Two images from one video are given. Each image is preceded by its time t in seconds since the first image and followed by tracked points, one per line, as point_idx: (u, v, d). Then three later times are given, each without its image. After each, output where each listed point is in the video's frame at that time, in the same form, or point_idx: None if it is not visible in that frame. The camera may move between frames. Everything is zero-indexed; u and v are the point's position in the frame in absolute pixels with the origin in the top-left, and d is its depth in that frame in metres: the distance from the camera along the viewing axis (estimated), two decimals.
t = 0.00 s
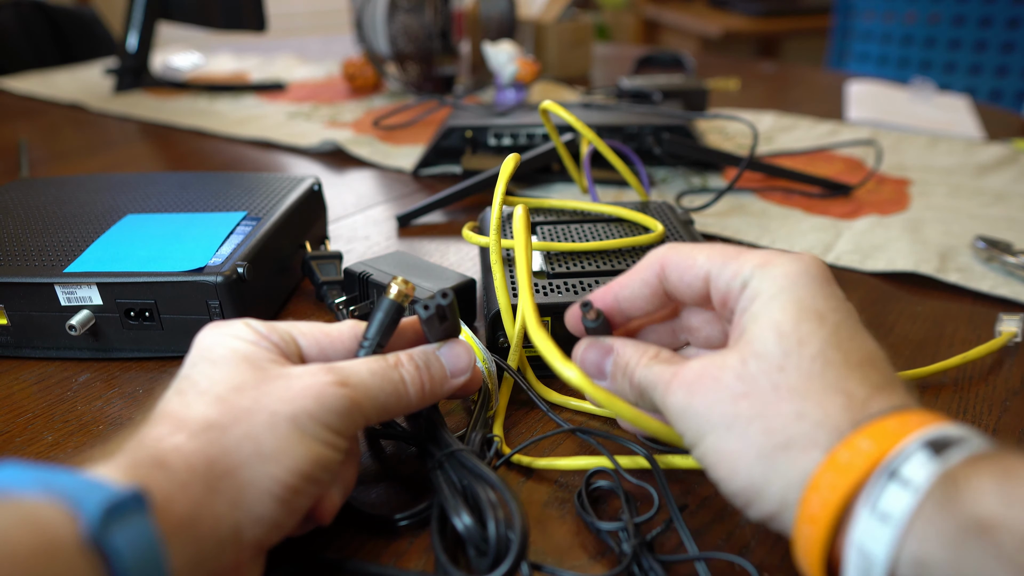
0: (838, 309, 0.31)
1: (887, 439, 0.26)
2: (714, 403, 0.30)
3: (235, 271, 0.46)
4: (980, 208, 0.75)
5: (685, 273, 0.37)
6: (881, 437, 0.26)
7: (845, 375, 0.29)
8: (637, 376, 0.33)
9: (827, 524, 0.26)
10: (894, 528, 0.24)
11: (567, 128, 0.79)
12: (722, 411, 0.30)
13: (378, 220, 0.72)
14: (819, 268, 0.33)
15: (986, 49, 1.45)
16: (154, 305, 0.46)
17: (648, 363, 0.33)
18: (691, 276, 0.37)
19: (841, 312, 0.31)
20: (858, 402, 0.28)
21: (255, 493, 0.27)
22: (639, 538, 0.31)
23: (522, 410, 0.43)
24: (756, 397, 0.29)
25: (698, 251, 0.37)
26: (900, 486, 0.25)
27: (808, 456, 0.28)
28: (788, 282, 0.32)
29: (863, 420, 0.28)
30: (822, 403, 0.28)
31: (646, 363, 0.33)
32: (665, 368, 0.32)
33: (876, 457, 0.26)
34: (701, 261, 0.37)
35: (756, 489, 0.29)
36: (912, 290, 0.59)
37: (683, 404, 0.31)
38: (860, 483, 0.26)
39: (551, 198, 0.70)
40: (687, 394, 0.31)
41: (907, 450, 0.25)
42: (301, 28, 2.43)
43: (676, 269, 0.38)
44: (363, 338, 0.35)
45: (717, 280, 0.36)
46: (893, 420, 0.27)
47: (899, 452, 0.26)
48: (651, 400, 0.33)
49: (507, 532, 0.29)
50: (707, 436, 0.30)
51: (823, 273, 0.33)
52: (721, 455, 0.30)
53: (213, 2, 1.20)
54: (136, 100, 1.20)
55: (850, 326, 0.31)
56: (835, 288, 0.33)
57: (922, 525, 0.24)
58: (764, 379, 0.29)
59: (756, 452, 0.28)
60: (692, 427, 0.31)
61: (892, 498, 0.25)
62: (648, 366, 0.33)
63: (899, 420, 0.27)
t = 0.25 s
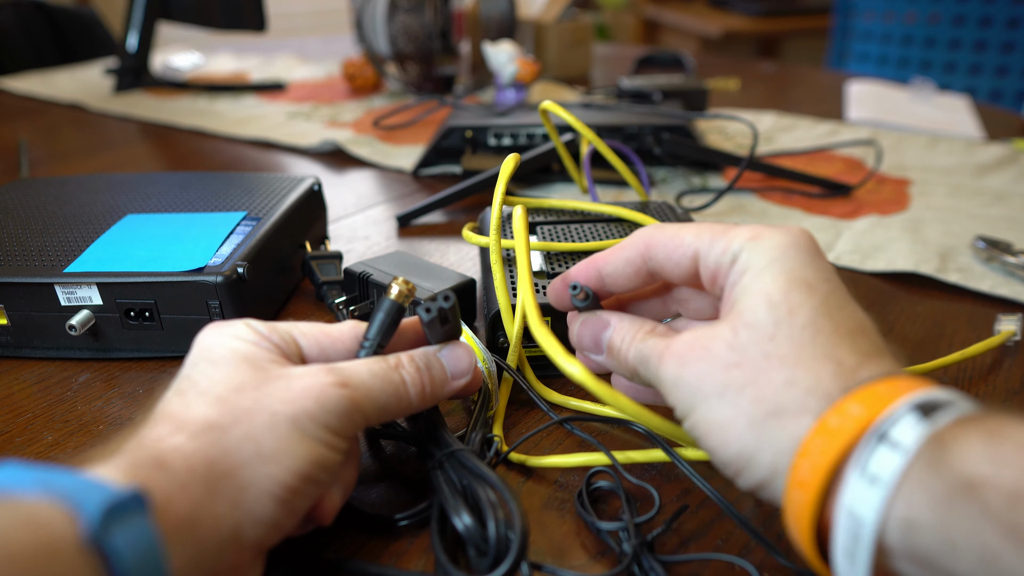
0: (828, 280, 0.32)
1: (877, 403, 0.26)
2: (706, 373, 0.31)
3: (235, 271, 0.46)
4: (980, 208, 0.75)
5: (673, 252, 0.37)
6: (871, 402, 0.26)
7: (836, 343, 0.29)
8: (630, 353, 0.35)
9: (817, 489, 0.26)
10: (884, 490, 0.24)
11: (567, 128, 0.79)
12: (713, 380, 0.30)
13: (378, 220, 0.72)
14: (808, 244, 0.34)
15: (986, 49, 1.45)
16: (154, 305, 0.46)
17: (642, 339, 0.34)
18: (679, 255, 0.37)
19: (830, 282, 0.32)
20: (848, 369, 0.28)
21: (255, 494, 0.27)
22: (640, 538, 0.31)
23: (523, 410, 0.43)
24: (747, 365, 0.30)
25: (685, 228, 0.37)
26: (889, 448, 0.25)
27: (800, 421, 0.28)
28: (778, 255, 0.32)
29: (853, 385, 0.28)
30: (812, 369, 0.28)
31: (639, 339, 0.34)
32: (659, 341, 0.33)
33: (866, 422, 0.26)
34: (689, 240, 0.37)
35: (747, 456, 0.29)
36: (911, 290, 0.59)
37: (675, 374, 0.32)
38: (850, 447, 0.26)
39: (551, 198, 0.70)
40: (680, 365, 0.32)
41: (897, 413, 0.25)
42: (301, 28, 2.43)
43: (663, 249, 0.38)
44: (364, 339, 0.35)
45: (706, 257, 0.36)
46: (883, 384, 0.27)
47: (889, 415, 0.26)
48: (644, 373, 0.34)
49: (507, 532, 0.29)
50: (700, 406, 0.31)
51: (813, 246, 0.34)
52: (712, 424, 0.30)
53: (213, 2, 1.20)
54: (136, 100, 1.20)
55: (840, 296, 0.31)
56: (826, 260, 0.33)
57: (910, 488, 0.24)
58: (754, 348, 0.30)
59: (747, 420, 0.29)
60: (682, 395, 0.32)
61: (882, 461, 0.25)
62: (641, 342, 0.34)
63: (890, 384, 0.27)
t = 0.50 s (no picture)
0: (816, 278, 0.32)
1: (866, 398, 0.26)
2: (699, 374, 0.31)
3: (235, 271, 0.46)
4: (980, 208, 0.75)
5: (665, 258, 0.38)
6: (861, 398, 0.26)
7: (826, 340, 0.29)
8: (626, 356, 0.35)
9: (809, 485, 0.26)
10: (875, 485, 0.25)
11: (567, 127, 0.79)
12: (706, 381, 0.30)
13: (378, 220, 0.72)
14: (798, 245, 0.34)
15: (986, 49, 1.45)
16: (154, 305, 0.46)
17: (637, 343, 0.35)
18: (671, 260, 0.38)
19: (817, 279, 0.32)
20: (837, 365, 0.28)
21: (256, 494, 0.27)
22: (640, 539, 0.31)
23: (523, 410, 0.43)
24: (739, 365, 0.30)
25: (676, 234, 0.38)
26: (878, 444, 0.25)
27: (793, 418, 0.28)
28: (766, 256, 0.33)
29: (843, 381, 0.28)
30: (802, 367, 0.28)
31: (636, 343, 0.35)
32: (653, 345, 0.34)
33: (856, 418, 0.26)
34: (681, 245, 0.37)
35: (741, 456, 0.29)
36: (911, 290, 0.59)
37: (669, 376, 0.32)
38: (841, 445, 0.26)
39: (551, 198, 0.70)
40: (674, 366, 0.32)
41: (885, 409, 0.26)
42: (301, 28, 2.43)
43: (656, 255, 0.38)
44: (364, 340, 0.35)
45: (699, 261, 0.36)
46: (872, 380, 0.27)
47: (878, 411, 0.26)
48: (638, 375, 0.34)
49: (507, 532, 0.29)
50: (694, 406, 0.31)
51: (802, 248, 0.34)
52: (708, 425, 0.30)
53: (213, 3, 1.20)
54: (136, 100, 1.20)
55: (830, 294, 0.32)
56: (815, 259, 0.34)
57: (900, 483, 0.24)
58: (745, 348, 0.30)
59: (739, 418, 0.29)
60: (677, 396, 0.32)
61: (871, 457, 0.25)
62: (636, 346, 0.34)
63: (879, 380, 0.27)
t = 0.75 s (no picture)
0: (802, 285, 0.33)
1: (842, 391, 0.26)
2: (691, 372, 0.31)
3: (235, 271, 0.46)
4: (980, 208, 0.76)
5: (665, 266, 0.39)
6: (838, 390, 0.26)
7: (808, 340, 0.30)
8: (619, 355, 0.35)
9: (787, 475, 0.27)
10: (848, 473, 0.25)
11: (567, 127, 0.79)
12: (697, 379, 0.30)
13: (378, 220, 0.72)
14: (790, 253, 0.35)
15: (986, 49, 1.45)
16: (154, 305, 0.46)
17: (631, 342, 0.34)
18: (670, 269, 0.38)
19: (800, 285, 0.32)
20: (818, 363, 0.29)
21: (257, 494, 0.27)
22: (640, 538, 0.31)
23: (523, 409, 0.43)
24: (729, 364, 0.30)
25: (675, 245, 0.39)
26: (852, 434, 0.25)
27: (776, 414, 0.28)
28: (757, 264, 0.33)
29: (823, 376, 0.28)
30: (785, 364, 0.29)
31: (629, 342, 0.34)
32: (646, 345, 0.33)
33: (832, 409, 0.26)
34: (680, 254, 0.38)
35: (726, 450, 0.29)
36: (911, 290, 0.60)
37: (663, 375, 0.32)
38: (817, 435, 0.26)
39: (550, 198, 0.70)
40: (668, 364, 0.32)
41: (859, 401, 0.26)
42: (301, 28, 2.43)
43: (656, 263, 0.39)
44: (365, 340, 0.35)
45: (695, 270, 0.37)
46: (849, 375, 0.27)
47: (853, 403, 0.26)
48: (631, 374, 0.34)
49: (507, 532, 0.29)
50: (686, 404, 0.31)
51: (791, 255, 0.35)
52: (697, 421, 0.30)
53: (214, 3, 1.20)
54: (136, 100, 1.20)
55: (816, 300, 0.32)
56: (804, 268, 0.34)
57: (873, 471, 0.25)
58: (733, 346, 0.30)
59: (725, 414, 0.29)
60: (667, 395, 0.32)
61: (845, 446, 0.25)
62: (630, 345, 0.34)
63: (856, 375, 0.27)
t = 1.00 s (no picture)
0: (802, 289, 0.33)
1: (839, 393, 0.27)
2: (690, 373, 0.31)
3: (235, 271, 0.46)
4: (980, 208, 0.75)
5: (667, 271, 0.39)
6: (835, 393, 0.27)
7: (808, 343, 0.30)
8: (618, 357, 0.35)
9: (783, 475, 0.27)
10: (843, 474, 0.25)
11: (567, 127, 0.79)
12: (696, 379, 0.30)
13: (378, 220, 0.72)
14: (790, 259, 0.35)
15: (986, 49, 1.45)
16: (154, 305, 0.46)
17: (631, 344, 0.35)
18: (672, 274, 0.39)
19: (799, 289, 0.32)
20: (816, 366, 0.29)
21: (256, 494, 0.27)
22: (640, 539, 0.31)
23: (523, 409, 0.43)
24: (728, 365, 0.30)
25: (678, 250, 0.39)
26: (848, 435, 0.26)
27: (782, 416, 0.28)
28: (757, 267, 0.33)
29: (822, 379, 0.28)
30: (783, 367, 0.29)
31: (629, 344, 0.35)
32: (646, 347, 0.34)
33: (829, 411, 0.26)
34: (682, 259, 0.38)
35: (724, 451, 0.29)
36: (911, 290, 0.59)
37: (662, 376, 0.32)
38: (813, 436, 0.26)
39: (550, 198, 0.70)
40: (666, 366, 0.32)
41: (856, 404, 0.26)
42: (301, 28, 2.43)
43: (658, 267, 0.39)
44: (365, 340, 0.35)
45: (697, 275, 0.37)
46: (847, 378, 0.28)
47: (850, 405, 0.26)
48: (629, 376, 0.34)
49: (506, 532, 0.29)
50: (684, 404, 0.31)
51: (792, 260, 0.35)
52: (694, 420, 0.30)
53: (214, 3, 1.20)
54: (136, 100, 1.20)
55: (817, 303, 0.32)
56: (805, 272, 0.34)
57: (868, 473, 0.25)
58: (732, 349, 0.30)
59: (723, 414, 0.29)
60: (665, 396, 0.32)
61: (841, 447, 0.26)
62: (630, 347, 0.34)
63: (853, 378, 0.27)
